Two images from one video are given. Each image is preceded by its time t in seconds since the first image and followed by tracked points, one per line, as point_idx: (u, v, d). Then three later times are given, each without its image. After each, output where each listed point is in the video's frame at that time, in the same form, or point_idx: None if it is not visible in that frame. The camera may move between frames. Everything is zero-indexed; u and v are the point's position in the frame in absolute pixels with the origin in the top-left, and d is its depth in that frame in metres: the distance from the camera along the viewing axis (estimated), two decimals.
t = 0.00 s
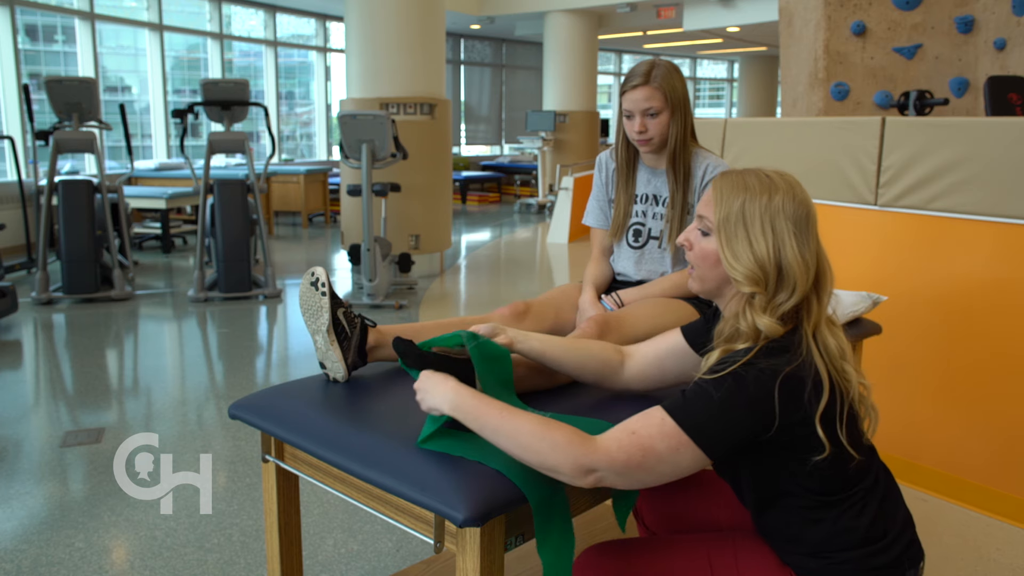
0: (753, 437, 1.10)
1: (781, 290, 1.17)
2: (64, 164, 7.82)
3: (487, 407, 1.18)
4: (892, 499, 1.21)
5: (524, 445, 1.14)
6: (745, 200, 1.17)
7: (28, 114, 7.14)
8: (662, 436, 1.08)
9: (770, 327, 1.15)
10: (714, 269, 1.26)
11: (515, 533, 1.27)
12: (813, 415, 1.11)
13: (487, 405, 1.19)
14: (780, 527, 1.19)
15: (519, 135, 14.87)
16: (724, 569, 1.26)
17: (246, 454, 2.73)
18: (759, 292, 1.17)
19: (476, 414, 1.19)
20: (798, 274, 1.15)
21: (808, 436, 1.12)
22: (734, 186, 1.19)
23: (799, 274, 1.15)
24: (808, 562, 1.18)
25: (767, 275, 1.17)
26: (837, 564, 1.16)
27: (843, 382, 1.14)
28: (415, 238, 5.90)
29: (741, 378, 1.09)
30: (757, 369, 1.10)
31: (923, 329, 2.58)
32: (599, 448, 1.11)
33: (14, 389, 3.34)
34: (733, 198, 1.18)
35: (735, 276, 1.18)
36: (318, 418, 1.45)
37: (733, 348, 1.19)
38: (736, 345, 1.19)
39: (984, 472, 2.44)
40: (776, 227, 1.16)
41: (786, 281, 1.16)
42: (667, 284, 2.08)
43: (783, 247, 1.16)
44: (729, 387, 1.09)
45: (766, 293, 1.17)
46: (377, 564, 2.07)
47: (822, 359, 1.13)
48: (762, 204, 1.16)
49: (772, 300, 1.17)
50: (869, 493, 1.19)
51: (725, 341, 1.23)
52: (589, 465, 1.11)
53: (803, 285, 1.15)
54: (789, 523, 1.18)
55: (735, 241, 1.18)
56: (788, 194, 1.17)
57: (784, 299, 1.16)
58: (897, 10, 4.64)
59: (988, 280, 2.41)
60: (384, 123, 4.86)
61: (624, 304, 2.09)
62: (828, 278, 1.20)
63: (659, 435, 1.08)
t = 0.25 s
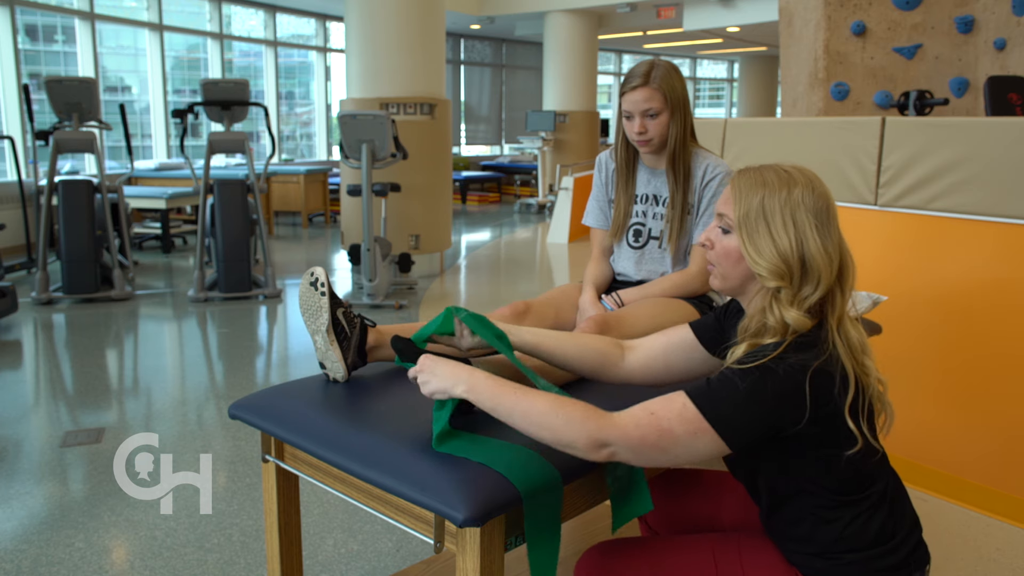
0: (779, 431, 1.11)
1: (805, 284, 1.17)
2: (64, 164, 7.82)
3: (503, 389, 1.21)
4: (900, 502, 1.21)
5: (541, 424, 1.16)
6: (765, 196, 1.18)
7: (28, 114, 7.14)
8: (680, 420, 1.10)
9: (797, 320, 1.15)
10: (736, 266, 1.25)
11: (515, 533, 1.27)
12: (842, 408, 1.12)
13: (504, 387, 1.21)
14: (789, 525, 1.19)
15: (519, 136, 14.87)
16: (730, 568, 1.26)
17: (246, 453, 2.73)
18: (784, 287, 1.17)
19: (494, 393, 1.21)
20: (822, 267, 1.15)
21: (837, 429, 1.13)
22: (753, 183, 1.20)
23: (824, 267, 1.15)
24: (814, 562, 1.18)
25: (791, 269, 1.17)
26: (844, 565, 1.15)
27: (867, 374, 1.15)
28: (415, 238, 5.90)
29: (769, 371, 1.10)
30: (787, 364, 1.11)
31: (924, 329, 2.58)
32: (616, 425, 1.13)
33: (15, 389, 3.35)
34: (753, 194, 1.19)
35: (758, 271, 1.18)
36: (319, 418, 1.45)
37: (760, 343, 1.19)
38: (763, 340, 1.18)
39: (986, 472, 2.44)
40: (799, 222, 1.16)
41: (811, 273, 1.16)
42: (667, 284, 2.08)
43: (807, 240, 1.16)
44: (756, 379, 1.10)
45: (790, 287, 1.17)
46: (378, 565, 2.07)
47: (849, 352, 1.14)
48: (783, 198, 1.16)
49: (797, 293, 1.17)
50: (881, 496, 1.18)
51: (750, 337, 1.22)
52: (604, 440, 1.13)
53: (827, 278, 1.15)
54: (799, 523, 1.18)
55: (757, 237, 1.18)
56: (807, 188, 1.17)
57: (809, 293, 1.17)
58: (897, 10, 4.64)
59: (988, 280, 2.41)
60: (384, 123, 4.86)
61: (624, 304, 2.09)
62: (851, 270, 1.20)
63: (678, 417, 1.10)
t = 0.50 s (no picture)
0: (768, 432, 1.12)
1: (804, 287, 1.17)
2: (64, 164, 7.82)
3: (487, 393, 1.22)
4: (899, 502, 1.21)
5: (523, 421, 1.18)
6: (768, 198, 1.18)
7: (28, 114, 7.14)
8: (663, 416, 1.11)
9: (793, 322, 1.15)
10: (737, 267, 1.25)
11: (514, 533, 1.27)
12: (836, 412, 1.12)
13: (484, 389, 1.23)
14: (788, 526, 1.19)
15: (520, 135, 14.87)
16: (730, 568, 1.26)
17: (246, 453, 2.73)
18: (782, 289, 1.17)
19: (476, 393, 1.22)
20: (821, 271, 1.15)
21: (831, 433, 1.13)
22: (757, 184, 1.20)
23: (823, 271, 1.15)
24: (814, 563, 1.17)
25: (790, 272, 1.17)
26: (844, 566, 1.15)
27: (861, 379, 1.15)
28: (415, 238, 5.90)
29: (758, 374, 1.10)
30: (778, 366, 1.11)
31: (924, 329, 2.58)
32: (599, 417, 1.15)
33: (15, 389, 3.35)
34: (756, 196, 1.19)
35: (758, 273, 1.18)
36: (318, 418, 1.45)
37: (752, 344, 1.19)
38: (756, 341, 1.18)
39: (987, 472, 2.44)
40: (799, 225, 1.16)
41: (809, 277, 1.16)
42: (666, 284, 2.08)
43: (807, 244, 1.16)
44: (740, 381, 1.10)
45: (788, 290, 1.17)
46: (378, 565, 2.07)
47: (841, 358, 1.14)
48: (786, 201, 1.16)
49: (794, 296, 1.17)
50: (880, 497, 1.18)
51: (744, 338, 1.22)
52: (587, 432, 1.15)
53: (826, 283, 1.15)
54: (798, 524, 1.18)
55: (758, 239, 1.18)
56: (811, 192, 1.17)
57: (807, 296, 1.16)
58: (898, 10, 4.64)
59: (989, 279, 2.41)
60: (384, 123, 4.86)
61: (623, 304, 2.09)
62: (850, 277, 1.20)
63: (660, 413, 1.11)
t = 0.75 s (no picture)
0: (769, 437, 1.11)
1: (801, 287, 1.17)
2: (64, 164, 7.82)
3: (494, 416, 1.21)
4: (895, 501, 1.20)
5: (535, 451, 1.17)
6: (766, 195, 1.17)
7: (28, 114, 7.14)
8: (672, 435, 1.11)
9: (790, 323, 1.15)
10: (734, 266, 1.26)
11: (515, 533, 1.27)
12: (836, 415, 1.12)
13: (496, 417, 1.22)
14: (784, 526, 1.19)
15: (519, 135, 14.87)
16: (725, 568, 1.26)
17: (246, 453, 2.73)
18: (778, 288, 1.17)
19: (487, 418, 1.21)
20: (818, 271, 1.15)
21: (832, 438, 1.13)
22: (755, 181, 1.19)
23: (820, 270, 1.15)
24: (811, 563, 1.18)
25: (787, 271, 1.16)
26: (840, 566, 1.15)
27: (861, 382, 1.14)
28: (415, 238, 5.90)
29: (760, 380, 1.09)
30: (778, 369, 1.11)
31: (924, 329, 2.58)
32: (609, 445, 1.14)
33: (14, 389, 3.34)
34: (754, 193, 1.18)
35: (754, 271, 1.17)
36: (318, 419, 1.45)
37: (753, 346, 1.18)
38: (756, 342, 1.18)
39: (986, 472, 2.44)
40: (797, 223, 1.15)
41: (806, 277, 1.16)
42: (666, 284, 2.08)
43: (804, 242, 1.15)
44: (744, 389, 1.10)
45: (785, 289, 1.17)
46: (378, 564, 2.07)
47: (840, 358, 1.14)
48: (784, 199, 1.16)
49: (791, 296, 1.17)
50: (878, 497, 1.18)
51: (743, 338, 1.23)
52: (599, 462, 1.14)
53: (823, 282, 1.15)
54: (793, 524, 1.18)
55: (756, 236, 1.18)
56: (809, 190, 1.16)
57: (804, 296, 1.16)
58: (898, 10, 4.64)
59: (989, 279, 2.41)
60: (384, 123, 4.86)
61: (623, 304, 2.09)
62: (849, 275, 1.20)
63: (670, 433, 1.11)
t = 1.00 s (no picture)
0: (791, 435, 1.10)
1: (822, 278, 1.16)
2: (64, 164, 7.82)
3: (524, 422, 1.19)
4: (900, 505, 1.20)
5: (563, 458, 1.14)
6: (782, 188, 1.17)
7: (28, 114, 7.14)
8: (699, 440, 1.08)
9: (813, 314, 1.14)
10: (754, 262, 1.25)
11: (515, 533, 1.27)
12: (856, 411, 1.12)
13: (526, 421, 1.19)
14: (787, 528, 1.20)
15: (519, 135, 14.87)
16: (726, 569, 1.26)
17: (246, 453, 2.73)
18: (798, 280, 1.16)
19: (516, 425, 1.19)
20: (839, 260, 1.14)
21: (849, 436, 1.13)
22: (771, 176, 1.19)
23: (841, 260, 1.14)
24: (813, 565, 1.18)
25: (807, 262, 1.15)
26: (841, 568, 1.15)
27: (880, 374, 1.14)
28: (415, 238, 5.91)
29: (785, 377, 1.08)
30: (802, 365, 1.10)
31: (924, 330, 2.57)
32: (636, 456, 1.10)
33: (14, 389, 3.35)
34: (770, 187, 1.18)
35: (773, 263, 1.17)
36: (318, 419, 1.45)
37: (776, 342, 1.16)
38: (780, 337, 1.16)
39: (986, 473, 2.43)
40: (815, 213, 1.15)
41: (827, 267, 1.15)
42: (666, 284, 2.08)
43: (823, 232, 1.14)
44: (768, 386, 1.08)
45: (806, 281, 1.16)
46: (378, 565, 2.07)
47: (861, 351, 1.13)
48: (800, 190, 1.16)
49: (812, 287, 1.16)
50: (885, 502, 1.18)
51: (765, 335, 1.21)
52: (628, 474, 1.10)
53: (845, 272, 1.14)
54: (797, 525, 1.19)
55: (773, 230, 1.17)
56: (825, 180, 1.16)
57: (826, 286, 1.15)
58: (898, 10, 4.64)
59: (989, 280, 2.40)
60: (384, 123, 4.87)
61: (624, 304, 2.10)
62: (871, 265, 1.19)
63: (697, 438, 1.08)
